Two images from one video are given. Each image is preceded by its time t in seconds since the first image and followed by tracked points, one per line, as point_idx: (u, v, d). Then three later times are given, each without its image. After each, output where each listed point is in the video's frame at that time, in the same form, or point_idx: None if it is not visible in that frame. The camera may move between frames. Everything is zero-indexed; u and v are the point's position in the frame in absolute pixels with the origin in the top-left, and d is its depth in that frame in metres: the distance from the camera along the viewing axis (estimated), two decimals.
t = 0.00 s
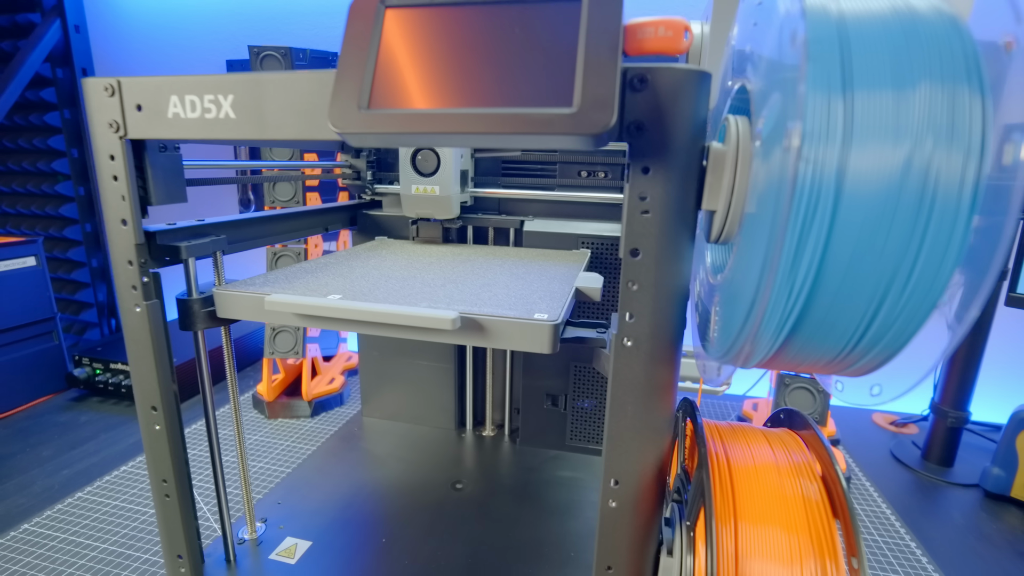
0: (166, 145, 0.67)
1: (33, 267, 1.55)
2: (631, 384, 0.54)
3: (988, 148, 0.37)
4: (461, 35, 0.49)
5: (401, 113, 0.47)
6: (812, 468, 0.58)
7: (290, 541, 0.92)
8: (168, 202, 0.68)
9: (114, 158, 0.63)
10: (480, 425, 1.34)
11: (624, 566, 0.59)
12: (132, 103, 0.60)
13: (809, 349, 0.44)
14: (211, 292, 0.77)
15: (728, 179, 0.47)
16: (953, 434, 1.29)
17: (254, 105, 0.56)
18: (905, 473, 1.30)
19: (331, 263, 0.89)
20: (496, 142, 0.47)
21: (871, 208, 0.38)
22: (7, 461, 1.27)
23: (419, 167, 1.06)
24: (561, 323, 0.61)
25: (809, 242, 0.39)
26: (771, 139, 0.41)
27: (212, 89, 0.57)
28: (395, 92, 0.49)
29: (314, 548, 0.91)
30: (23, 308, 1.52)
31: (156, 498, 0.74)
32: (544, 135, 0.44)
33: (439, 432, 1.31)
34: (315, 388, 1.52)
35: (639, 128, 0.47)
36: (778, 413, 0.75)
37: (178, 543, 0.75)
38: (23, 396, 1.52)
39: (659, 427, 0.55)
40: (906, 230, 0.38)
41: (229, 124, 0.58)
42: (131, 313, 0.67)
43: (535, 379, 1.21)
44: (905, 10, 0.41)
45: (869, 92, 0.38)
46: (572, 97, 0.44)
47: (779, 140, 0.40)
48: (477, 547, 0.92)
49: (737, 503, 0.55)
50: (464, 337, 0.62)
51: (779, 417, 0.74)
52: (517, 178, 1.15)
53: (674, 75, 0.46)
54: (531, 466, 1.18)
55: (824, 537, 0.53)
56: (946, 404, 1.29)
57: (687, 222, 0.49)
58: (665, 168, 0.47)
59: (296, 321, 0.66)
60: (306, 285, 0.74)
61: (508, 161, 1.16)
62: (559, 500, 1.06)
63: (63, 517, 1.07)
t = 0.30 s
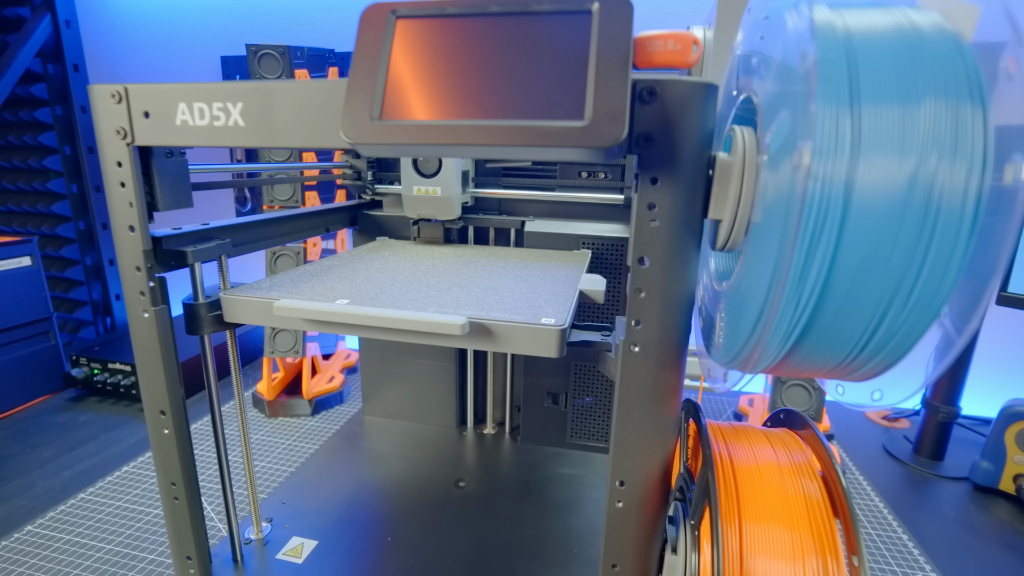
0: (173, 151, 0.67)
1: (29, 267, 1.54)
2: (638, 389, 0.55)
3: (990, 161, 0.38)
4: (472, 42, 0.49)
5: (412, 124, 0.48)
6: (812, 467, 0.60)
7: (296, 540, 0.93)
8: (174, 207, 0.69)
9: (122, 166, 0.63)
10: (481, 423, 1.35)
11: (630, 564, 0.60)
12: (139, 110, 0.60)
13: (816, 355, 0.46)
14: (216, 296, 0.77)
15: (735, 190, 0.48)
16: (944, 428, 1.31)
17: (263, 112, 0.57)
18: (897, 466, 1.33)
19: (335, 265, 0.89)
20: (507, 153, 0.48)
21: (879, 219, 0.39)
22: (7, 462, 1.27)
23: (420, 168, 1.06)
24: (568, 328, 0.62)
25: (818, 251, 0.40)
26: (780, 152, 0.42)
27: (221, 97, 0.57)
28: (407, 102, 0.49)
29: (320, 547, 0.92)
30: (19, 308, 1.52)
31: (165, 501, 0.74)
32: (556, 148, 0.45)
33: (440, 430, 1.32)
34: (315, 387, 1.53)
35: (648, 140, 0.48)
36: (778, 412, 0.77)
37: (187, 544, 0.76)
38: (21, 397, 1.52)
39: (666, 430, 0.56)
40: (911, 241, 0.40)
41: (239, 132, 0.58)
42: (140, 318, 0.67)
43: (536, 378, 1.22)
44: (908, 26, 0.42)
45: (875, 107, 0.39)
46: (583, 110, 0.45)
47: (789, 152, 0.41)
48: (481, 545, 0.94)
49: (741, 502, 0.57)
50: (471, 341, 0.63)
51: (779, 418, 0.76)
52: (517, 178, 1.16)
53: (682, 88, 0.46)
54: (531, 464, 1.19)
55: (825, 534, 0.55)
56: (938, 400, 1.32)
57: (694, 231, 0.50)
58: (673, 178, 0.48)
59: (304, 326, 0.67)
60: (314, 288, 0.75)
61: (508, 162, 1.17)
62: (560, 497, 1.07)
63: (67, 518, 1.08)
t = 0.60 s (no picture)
0: (180, 156, 0.68)
1: (25, 267, 1.53)
2: (644, 392, 0.56)
3: (989, 175, 0.40)
4: (483, 54, 0.50)
5: (424, 135, 0.49)
6: (812, 466, 0.61)
7: (303, 539, 0.94)
8: (181, 212, 0.69)
9: (130, 172, 0.63)
10: (481, 420, 1.37)
11: (634, 561, 0.62)
12: (147, 117, 0.60)
13: (819, 361, 0.47)
14: (222, 299, 0.78)
15: (740, 200, 0.49)
16: (935, 423, 1.34)
17: (273, 120, 0.57)
18: (889, 460, 1.36)
19: (338, 268, 0.90)
20: (517, 163, 0.49)
21: (884, 229, 0.41)
22: (8, 463, 1.27)
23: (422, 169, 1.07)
24: (574, 332, 0.64)
25: (826, 260, 0.41)
26: (787, 164, 0.43)
27: (230, 105, 0.58)
28: (418, 113, 0.50)
29: (326, 545, 0.93)
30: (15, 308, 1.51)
31: (174, 503, 0.75)
32: (567, 160, 0.46)
33: (441, 428, 1.33)
34: (315, 385, 1.53)
35: (655, 151, 0.49)
36: (778, 412, 0.78)
37: (197, 545, 0.77)
38: (18, 397, 1.51)
39: (671, 431, 0.58)
40: (914, 251, 0.41)
41: (248, 140, 0.58)
42: (148, 323, 0.68)
43: (536, 376, 1.24)
44: (910, 42, 0.44)
45: (880, 122, 0.40)
46: (594, 122, 0.46)
47: (797, 164, 0.42)
48: (486, 543, 0.95)
49: (744, 500, 0.59)
50: (479, 345, 0.64)
51: (777, 417, 0.78)
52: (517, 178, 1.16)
53: (689, 100, 0.47)
54: (532, 461, 1.21)
55: (825, 531, 0.56)
56: (930, 395, 1.34)
57: (699, 240, 0.52)
58: (679, 188, 0.49)
59: (313, 331, 0.68)
60: (320, 292, 0.76)
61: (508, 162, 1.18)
62: (562, 494, 1.09)
63: (71, 518, 1.08)
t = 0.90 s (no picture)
0: (188, 161, 0.68)
1: (23, 266, 1.52)
2: (650, 395, 0.58)
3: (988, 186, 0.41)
4: (494, 65, 0.50)
5: (436, 146, 0.49)
6: (812, 465, 0.63)
7: (310, 537, 0.96)
8: (190, 217, 0.69)
9: (139, 178, 0.63)
10: (483, 418, 1.38)
11: (639, 558, 0.64)
12: (157, 124, 0.61)
13: (822, 364, 0.49)
14: (230, 302, 0.78)
15: (745, 209, 0.51)
16: (926, 418, 1.36)
17: (285, 128, 0.57)
18: (882, 454, 1.39)
19: (343, 270, 0.90)
20: (528, 174, 0.50)
21: (887, 239, 0.42)
22: (10, 463, 1.27)
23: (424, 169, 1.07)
24: (580, 335, 0.65)
25: (831, 269, 0.43)
26: (792, 175, 0.45)
27: (241, 113, 0.58)
28: (430, 123, 0.51)
29: (334, 543, 0.95)
30: (13, 308, 1.51)
31: (185, 503, 0.76)
32: (578, 171, 0.47)
33: (443, 425, 1.35)
34: (317, 383, 1.54)
35: (663, 161, 0.50)
36: (776, 412, 0.80)
37: (207, 545, 0.78)
38: (18, 397, 1.51)
39: (676, 432, 0.59)
40: (915, 260, 0.42)
41: (259, 147, 0.59)
42: (158, 328, 0.69)
43: (537, 373, 1.25)
44: (910, 58, 0.45)
45: (882, 135, 0.42)
46: (604, 134, 0.47)
47: (803, 176, 0.43)
48: (491, 540, 0.97)
49: (746, 497, 0.60)
50: (488, 348, 0.65)
51: (777, 417, 0.80)
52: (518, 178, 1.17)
53: (696, 112, 0.49)
54: (533, 458, 1.23)
55: (825, 528, 0.58)
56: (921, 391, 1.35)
57: (704, 247, 0.53)
58: (685, 197, 0.51)
59: (322, 334, 0.69)
60: (328, 295, 0.77)
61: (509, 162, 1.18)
62: (565, 490, 1.11)
63: (77, 518, 1.09)
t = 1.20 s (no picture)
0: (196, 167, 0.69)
1: (20, 266, 1.52)
2: (655, 395, 0.60)
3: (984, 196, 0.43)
4: (504, 76, 0.51)
5: (448, 156, 0.50)
6: (810, 462, 0.65)
7: (317, 535, 0.97)
8: (198, 222, 0.70)
9: (150, 185, 0.64)
10: (484, 414, 1.40)
11: (643, 553, 0.65)
12: (168, 131, 0.61)
13: (824, 367, 0.51)
14: (238, 305, 0.79)
15: (748, 217, 0.52)
16: (918, 412, 1.40)
17: (296, 136, 0.58)
18: (874, 447, 1.42)
19: (348, 272, 0.91)
20: (538, 184, 0.51)
21: (887, 248, 0.44)
22: (12, 464, 1.27)
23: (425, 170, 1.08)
24: (586, 337, 0.66)
25: (834, 277, 0.44)
26: (796, 186, 0.47)
27: (252, 120, 0.59)
28: (441, 133, 0.52)
29: (340, 540, 0.96)
30: (11, 308, 1.51)
31: (195, 504, 0.77)
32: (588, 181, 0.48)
33: (444, 423, 1.37)
34: (318, 380, 1.54)
35: (669, 170, 0.52)
36: (773, 410, 0.83)
37: (217, 544, 0.79)
38: (17, 397, 1.51)
39: (679, 431, 0.61)
40: (913, 267, 0.44)
41: (270, 154, 0.60)
42: (169, 332, 0.69)
43: (539, 371, 1.27)
44: (909, 72, 0.47)
45: (882, 148, 0.44)
46: (612, 145, 0.48)
47: (805, 188, 0.45)
48: (495, 536, 0.99)
49: (748, 494, 0.62)
50: (495, 351, 0.66)
51: (775, 415, 0.82)
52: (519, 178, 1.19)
53: (702, 123, 0.50)
54: (534, 454, 1.25)
55: (823, 524, 0.60)
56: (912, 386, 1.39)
57: (708, 253, 0.55)
58: (690, 205, 0.53)
59: (331, 338, 0.70)
60: (336, 298, 0.78)
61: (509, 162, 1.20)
62: (566, 486, 1.13)
63: (83, 517, 1.10)
